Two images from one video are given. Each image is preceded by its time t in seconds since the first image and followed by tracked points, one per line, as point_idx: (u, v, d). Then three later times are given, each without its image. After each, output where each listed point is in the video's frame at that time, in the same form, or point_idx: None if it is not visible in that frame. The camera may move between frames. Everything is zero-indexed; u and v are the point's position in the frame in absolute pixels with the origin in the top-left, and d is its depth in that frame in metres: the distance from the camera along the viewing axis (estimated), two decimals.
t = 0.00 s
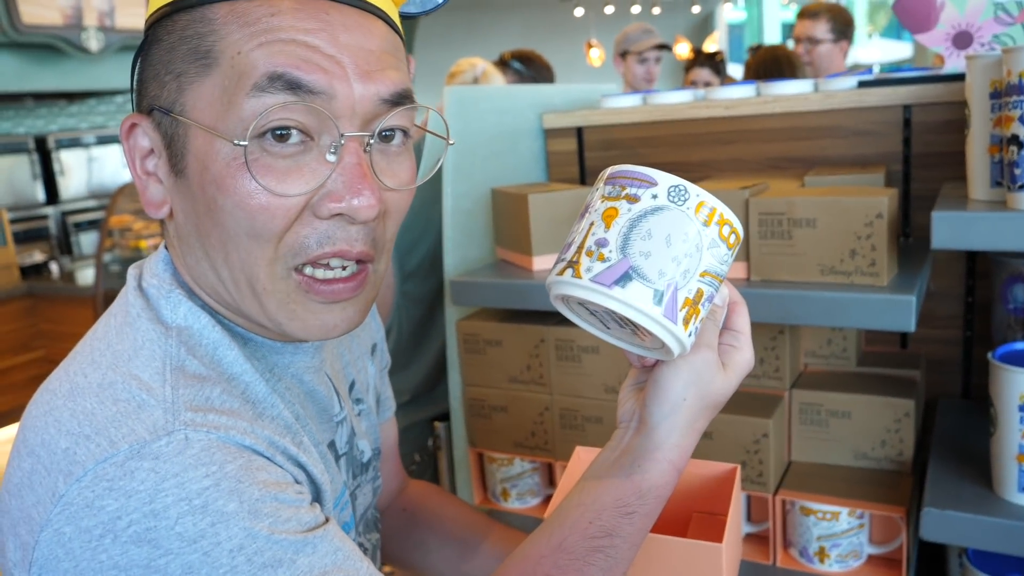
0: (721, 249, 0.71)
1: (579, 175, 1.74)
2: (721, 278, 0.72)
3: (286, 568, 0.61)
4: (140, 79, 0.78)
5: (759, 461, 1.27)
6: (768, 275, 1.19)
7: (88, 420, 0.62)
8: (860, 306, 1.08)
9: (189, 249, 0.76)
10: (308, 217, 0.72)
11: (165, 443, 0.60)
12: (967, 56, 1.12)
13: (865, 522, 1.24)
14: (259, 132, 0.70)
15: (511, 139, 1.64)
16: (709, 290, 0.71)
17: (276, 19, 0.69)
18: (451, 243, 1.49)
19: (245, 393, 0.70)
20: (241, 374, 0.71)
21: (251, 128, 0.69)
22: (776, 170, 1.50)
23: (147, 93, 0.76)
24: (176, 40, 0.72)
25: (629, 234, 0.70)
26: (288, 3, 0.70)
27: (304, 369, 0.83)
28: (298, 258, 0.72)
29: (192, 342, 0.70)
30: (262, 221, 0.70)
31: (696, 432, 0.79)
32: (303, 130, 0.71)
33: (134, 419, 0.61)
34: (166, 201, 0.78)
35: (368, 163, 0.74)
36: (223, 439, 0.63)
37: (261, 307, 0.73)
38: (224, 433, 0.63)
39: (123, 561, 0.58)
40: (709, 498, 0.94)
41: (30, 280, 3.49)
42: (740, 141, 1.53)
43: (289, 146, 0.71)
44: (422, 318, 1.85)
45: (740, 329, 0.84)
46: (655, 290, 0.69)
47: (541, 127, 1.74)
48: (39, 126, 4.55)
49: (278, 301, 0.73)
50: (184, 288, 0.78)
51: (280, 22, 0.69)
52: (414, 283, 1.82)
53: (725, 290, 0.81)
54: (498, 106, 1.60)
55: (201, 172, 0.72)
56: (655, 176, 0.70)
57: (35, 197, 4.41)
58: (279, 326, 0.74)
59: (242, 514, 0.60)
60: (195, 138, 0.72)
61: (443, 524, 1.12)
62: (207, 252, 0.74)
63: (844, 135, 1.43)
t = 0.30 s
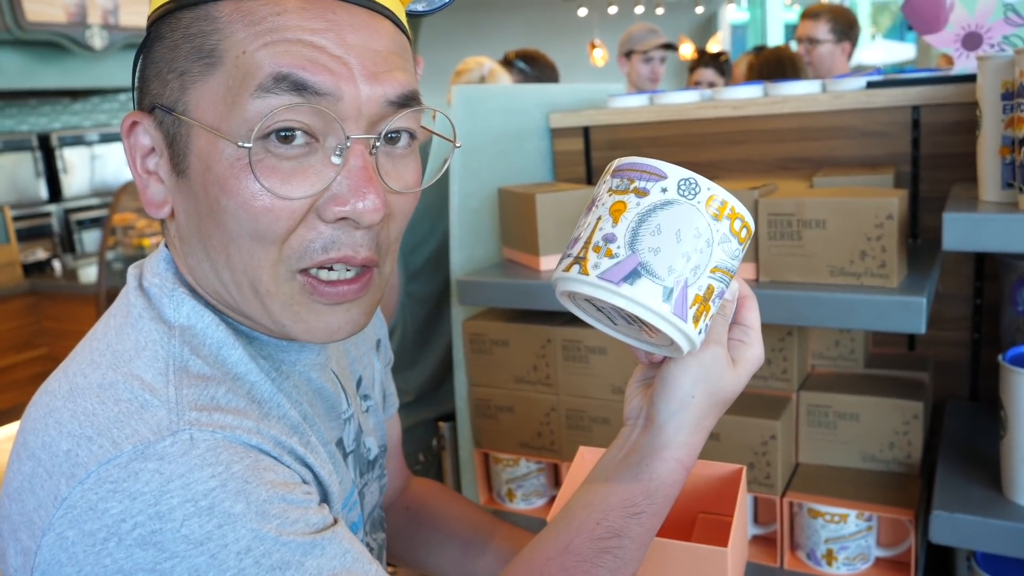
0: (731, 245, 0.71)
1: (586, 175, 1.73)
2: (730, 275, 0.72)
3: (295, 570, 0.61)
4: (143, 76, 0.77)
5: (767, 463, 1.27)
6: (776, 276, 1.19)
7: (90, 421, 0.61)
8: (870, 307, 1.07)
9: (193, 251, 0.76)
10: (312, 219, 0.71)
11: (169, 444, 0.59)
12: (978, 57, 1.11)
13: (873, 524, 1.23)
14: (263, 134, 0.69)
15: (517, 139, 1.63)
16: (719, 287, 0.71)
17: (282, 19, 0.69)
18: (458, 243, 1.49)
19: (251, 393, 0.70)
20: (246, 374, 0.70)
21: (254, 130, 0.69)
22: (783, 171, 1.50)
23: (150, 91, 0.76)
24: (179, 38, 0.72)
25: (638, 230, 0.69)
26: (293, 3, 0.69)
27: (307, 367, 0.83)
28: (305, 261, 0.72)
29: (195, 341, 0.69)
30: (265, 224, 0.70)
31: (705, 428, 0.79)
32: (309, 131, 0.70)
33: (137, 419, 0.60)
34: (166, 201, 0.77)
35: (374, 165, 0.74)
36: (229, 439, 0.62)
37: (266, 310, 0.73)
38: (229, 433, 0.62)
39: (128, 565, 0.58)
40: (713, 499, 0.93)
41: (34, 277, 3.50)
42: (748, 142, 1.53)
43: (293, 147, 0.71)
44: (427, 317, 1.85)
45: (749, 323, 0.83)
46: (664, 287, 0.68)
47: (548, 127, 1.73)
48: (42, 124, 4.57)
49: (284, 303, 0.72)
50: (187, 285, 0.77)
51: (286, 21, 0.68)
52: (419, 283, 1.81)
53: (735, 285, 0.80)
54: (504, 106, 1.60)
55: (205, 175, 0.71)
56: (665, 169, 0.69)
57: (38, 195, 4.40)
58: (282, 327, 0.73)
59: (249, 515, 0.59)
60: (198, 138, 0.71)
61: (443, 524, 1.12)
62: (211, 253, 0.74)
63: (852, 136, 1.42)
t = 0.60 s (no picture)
0: (734, 251, 0.71)
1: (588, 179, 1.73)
2: (732, 280, 0.72)
3: None
4: (147, 91, 0.75)
5: (770, 468, 1.26)
6: (779, 280, 1.19)
7: (77, 438, 0.62)
8: (874, 311, 1.07)
9: (213, 266, 0.75)
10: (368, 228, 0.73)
11: (158, 463, 0.60)
12: (983, 61, 1.11)
13: (876, 530, 1.23)
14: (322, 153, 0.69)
15: (520, 142, 1.63)
16: (721, 291, 0.70)
17: (330, 33, 0.70)
18: (460, 246, 1.49)
19: (242, 406, 0.71)
20: (237, 387, 0.71)
21: (310, 146, 0.69)
22: (786, 175, 1.50)
23: (162, 106, 0.73)
24: (207, 51, 0.71)
25: (639, 233, 0.69)
26: (331, 13, 0.71)
27: (300, 376, 0.83)
28: (368, 270, 0.74)
29: (185, 353, 0.69)
30: (328, 235, 0.71)
31: (707, 436, 0.79)
32: (355, 149, 0.70)
33: (125, 437, 0.61)
34: (180, 217, 0.75)
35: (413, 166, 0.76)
36: (218, 455, 0.63)
37: (319, 314, 0.74)
38: (219, 449, 0.63)
39: None
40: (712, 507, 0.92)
41: (33, 279, 3.50)
42: (751, 146, 1.52)
43: (342, 160, 0.70)
44: (428, 321, 1.84)
45: (751, 331, 0.83)
46: (666, 291, 0.68)
47: (551, 130, 1.73)
48: (43, 125, 4.57)
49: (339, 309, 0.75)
50: (179, 301, 0.77)
51: (327, 30, 0.69)
52: (421, 286, 1.81)
53: (737, 292, 0.80)
54: (507, 109, 1.60)
55: (247, 193, 0.71)
56: (667, 173, 0.69)
57: (38, 196, 4.40)
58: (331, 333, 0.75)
59: (239, 534, 0.60)
60: (237, 155, 0.70)
61: (437, 530, 1.11)
62: (248, 270, 0.74)
63: (855, 140, 1.42)
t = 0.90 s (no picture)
0: (747, 261, 0.71)
1: (590, 180, 1.73)
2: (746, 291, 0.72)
3: None
4: (137, 93, 0.73)
5: (772, 472, 1.26)
6: (782, 282, 1.18)
7: (63, 461, 0.62)
8: (877, 314, 1.06)
9: (216, 271, 0.75)
10: (376, 222, 0.75)
11: (148, 486, 0.59)
12: (987, 64, 1.10)
13: (879, 534, 1.22)
14: (336, 152, 0.71)
15: (521, 144, 1.63)
16: (735, 301, 0.70)
17: (338, 29, 0.70)
18: (460, 247, 1.49)
19: (231, 420, 0.70)
20: (226, 401, 0.71)
21: (314, 146, 0.70)
22: (788, 177, 1.49)
23: (157, 109, 0.72)
24: (210, 51, 0.69)
25: (656, 242, 0.68)
26: (335, 8, 0.71)
27: (289, 385, 0.82)
28: (372, 264, 0.75)
29: (172, 368, 0.69)
30: (337, 233, 0.72)
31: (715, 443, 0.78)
32: (365, 145, 0.72)
33: (113, 459, 0.61)
34: (177, 224, 0.74)
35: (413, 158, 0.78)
36: (210, 475, 0.62)
37: (324, 314, 0.75)
38: (210, 469, 0.63)
39: None
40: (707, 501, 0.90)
41: (34, 280, 3.51)
42: (753, 148, 1.52)
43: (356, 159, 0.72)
44: (428, 322, 1.84)
45: (756, 340, 0.83)
46: (682, 300, 0.67)
47: (552, 132, 1.73)
48: (44, 125, 4.57)
49: (344, 306, 0.75)
50: (165, 313, 0.75)
51: (337, 27, 0.70)
52: (420, 288, 1.80)
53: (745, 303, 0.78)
54: (509, 110, 1.59)
55: (257, 195, 0.71)
56: (684, 183, 0.69)
57: (38, 197, 4.40)
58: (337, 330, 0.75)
59: (234, 556, 0.60)
60: (246, 158, 0.70)
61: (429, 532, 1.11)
62: (254, 274, 0.74)
63: (858, 142, 1.42)
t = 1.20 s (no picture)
0: (755, 269, 0.71)
1: (591, 183, 1.73)
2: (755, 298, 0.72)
3: None
4: (135, 92, 0.72)
5: (773, 475, 1.25)
6: (784, 286, 1.18)
7: (57, 472, 0.61)
8: (879, 318, 1.06)
9: (214, 273, 0.74)
10: (375, 221, 0.75)
11: (145, 496, 0.59)
12: (990, 67, 1.10)
13: (880, 538, 1.22)
14: (341, 148, 0.71)
15: (522, 146, 1.63)
16: (743, 309, 0.70)
17: (339, 28, 0.71)
18: (461, 250, 1.49)
19: (227, 428, 0.70)
20: (221, 409, 0.71)
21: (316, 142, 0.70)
22: (790, 179, 1.49)
23: (156, 108, 0.71)
24: (211, 49, 0.69)
25: (664, 250, 0.68)
26: (335, 6, 0.72)
27: (283, 392, 0.82)
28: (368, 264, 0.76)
29: (167, 377, 0.69)
30: (337, 232, 0.72)
31: (721, 452, 0.78)
32: (366, 145, 0.73)
33: (109, 470, 0.60)
34: (176, 225, 0.73)
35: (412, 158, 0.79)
36: (208, 485, 0.62)
37: (321, 316, 0.75)
38: (208, 479, 0.62)
39: None
40: (701, 508, 0.89)
41: (36, 281, 3.52)
42: (755, 151, 1.52)
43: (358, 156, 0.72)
44: (427, 325, 1.84)
45: (761, 348, 0.83)
46: (691, 308, 0.67)
47: (554, 134, 1.73)
48: (46, 126, 4.58)
49: (340, 306, 0.76)
50: (159, 320, 0.75)
51: (341, 28, 0.71)
52: (420, 290, 1.79)
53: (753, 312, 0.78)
54: (511, 112, 1.59)
55: (258, 194, 0.71)
56: (692, 191, 0.69)
57: (41, 198, 4.41)
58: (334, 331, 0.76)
59: (233, 567, 0.60)
60: (250, 157, 0.70)
61: (423, 538, 1.11)
62: (253, 274, 0.74)
63: (861, 145, 1.41)
